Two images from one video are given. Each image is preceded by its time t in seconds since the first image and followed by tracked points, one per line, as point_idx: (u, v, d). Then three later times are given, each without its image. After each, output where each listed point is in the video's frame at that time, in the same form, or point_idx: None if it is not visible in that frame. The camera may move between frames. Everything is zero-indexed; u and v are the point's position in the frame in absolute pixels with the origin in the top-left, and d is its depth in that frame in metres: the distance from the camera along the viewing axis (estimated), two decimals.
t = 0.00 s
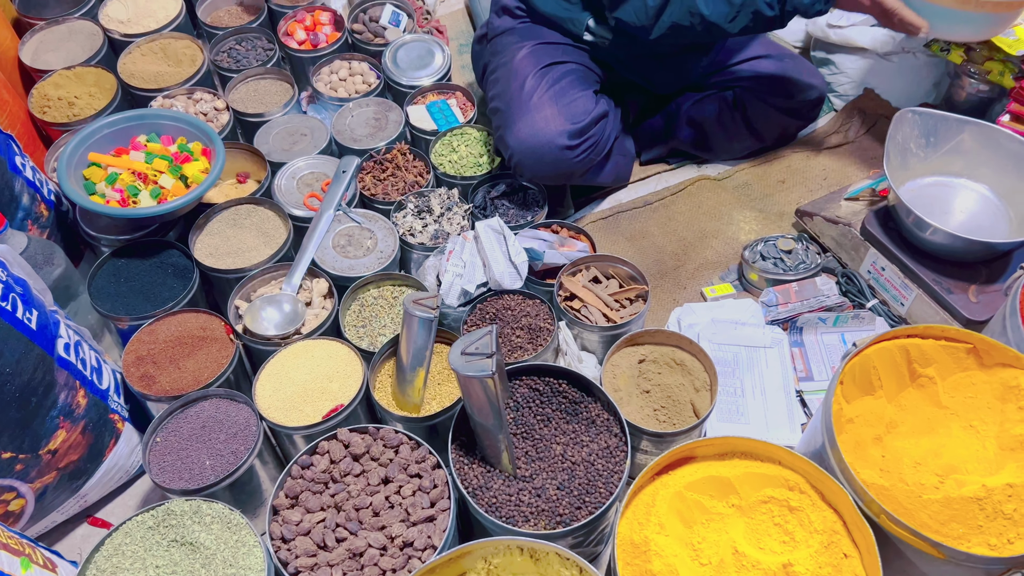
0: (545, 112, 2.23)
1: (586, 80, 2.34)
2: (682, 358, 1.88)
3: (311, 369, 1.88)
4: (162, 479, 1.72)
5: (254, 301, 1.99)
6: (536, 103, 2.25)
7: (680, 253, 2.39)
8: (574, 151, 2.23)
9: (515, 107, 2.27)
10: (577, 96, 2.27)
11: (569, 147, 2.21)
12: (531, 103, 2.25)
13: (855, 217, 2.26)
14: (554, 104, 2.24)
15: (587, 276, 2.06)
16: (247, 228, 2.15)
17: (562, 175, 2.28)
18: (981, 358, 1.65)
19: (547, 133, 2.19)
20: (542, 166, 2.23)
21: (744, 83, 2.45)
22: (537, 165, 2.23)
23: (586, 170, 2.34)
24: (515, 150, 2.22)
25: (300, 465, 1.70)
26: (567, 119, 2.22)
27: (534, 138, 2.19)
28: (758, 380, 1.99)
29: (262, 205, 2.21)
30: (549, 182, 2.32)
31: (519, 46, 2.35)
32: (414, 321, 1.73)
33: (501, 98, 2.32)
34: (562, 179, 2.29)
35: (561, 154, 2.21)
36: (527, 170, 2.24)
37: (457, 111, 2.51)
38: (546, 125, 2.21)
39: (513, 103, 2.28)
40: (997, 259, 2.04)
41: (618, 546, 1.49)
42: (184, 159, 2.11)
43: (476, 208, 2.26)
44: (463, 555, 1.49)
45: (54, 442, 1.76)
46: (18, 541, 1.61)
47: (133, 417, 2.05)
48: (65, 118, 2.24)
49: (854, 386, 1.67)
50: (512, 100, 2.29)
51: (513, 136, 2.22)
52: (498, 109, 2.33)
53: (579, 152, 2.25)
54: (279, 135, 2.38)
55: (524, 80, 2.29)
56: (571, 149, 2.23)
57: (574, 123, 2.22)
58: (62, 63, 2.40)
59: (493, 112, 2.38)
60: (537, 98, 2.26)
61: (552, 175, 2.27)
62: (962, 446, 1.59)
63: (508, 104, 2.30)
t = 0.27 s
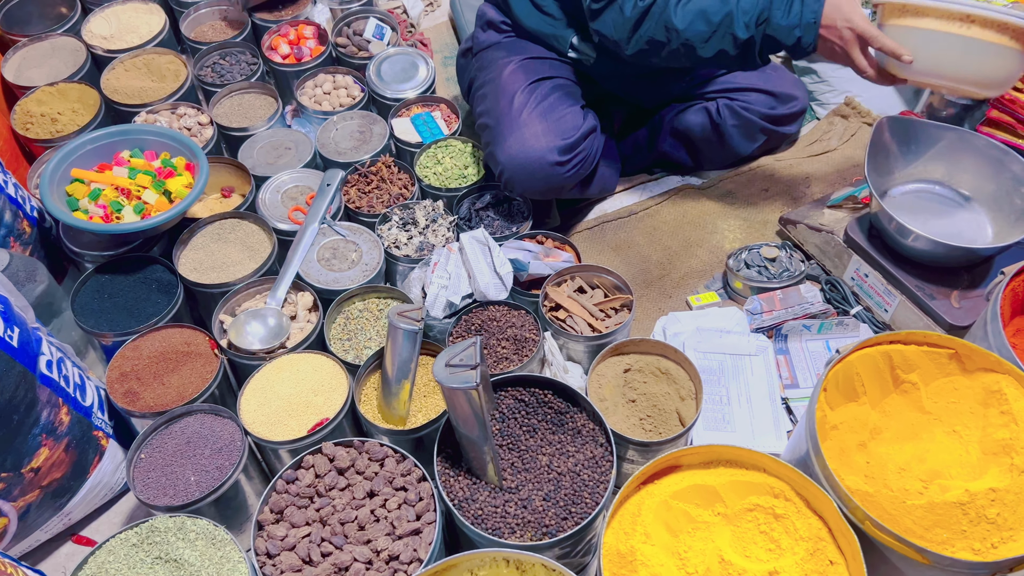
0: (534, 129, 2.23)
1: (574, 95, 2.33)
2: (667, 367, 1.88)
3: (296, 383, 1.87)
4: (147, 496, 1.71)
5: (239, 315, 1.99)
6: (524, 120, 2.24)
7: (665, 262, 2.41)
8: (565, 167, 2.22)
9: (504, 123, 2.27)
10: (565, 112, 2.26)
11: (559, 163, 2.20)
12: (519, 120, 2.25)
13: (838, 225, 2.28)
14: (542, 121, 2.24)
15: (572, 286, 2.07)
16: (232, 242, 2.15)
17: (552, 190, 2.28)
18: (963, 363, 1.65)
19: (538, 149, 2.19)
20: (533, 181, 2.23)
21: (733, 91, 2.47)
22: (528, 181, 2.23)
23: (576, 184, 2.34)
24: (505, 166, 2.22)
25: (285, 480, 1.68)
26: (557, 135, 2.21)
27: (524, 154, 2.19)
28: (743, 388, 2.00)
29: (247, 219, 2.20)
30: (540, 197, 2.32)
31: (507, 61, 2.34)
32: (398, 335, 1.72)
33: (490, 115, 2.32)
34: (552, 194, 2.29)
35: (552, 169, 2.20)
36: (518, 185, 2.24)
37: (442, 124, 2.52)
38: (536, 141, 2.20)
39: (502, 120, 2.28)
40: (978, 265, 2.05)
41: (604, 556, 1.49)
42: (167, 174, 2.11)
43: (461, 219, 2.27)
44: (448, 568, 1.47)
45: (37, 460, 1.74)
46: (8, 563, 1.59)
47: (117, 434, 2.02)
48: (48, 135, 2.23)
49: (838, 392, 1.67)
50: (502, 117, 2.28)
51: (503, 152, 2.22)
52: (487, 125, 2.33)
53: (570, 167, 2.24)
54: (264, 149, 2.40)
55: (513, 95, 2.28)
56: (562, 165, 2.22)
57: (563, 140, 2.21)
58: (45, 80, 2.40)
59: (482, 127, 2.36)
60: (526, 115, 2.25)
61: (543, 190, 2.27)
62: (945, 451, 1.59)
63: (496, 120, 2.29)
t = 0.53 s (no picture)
0: (519, 141, 2.21)
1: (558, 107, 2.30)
2: (648, 376, 1.88)
3: (275, 396, 1.86)
4: (124, 511, 1.69)
5: (218, 328, 1.97)
6: (508, 133, 2.22)
7: (648, 271, 2.42)
8: (548, 181, 2.21)
9: (488, 136, 2.24)
10: (549, 126, 2.24)
11: (542, 177, 2.19)
12: (502, 132, 2.23)
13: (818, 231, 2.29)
14: (526, 134, 2.22)
15: (553, 296, 2.06)
16: (212, 254, 2.14)
17: (534, 202, 2.27)
18: (942, 369, 1.66)
19: (521, 163, 2.17)
20: (515, 194, 2.22)
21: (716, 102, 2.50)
22: (510, 194, 2.22)
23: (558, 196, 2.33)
24: (488, 179, 2.21)
25: (263, 494, 1.67)
26: (541, 149, 2.19)
27: (508, 168, 2.18)
28: (725, 395, 1.99)
29: (226, 231, 2.20)
30: (522, 210, 2.31)
31: (492, 72, 2.31)
32: (377, 345, 1.72)
33: (474, 125, 2.30)
34: (535, 206, 2.29)
35: (535, 183, 2.20)
36: (500, 198, 2.24)
37: (423, 133, 2.54)
38: (520, 155, 2.18)
39: (486, 132, 2.25)
40: (958, 270, 2.05)
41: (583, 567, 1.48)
42: (146, 187, 2.09)
43: (443, 229, 2.27)
44: None
45: (11, 476, 1.69)
46: None
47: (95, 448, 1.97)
48: (27, 148, 2.23)
49: (817, 400, 1.67)
50: (485, 130, 2.25)
51: (486, 165, 2.21)
52: (470, 135, 2.31)
53: (553, 181, 2.23)
54: (245, 160, 2.39)
55: (498, 108, 2.25)
56: (545, 179, 2.21)
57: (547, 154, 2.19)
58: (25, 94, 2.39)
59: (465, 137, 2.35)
60: (509, 129, 2.23)
61: (525, 203, 2.26)
62: (925, 457, 1.58)
63: (480, 131, 2.27)
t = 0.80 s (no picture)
0: (498, 159, 2.22)
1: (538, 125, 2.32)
2: (622, 391, 1.88)
3: (249, 414, 1.86)
4: (96, 532, 1.68)
5: (193, 346, 1.97)
6: (488, 151, 2.23)
7: (627, 285, 2.43)
8: (527, 201, 2.23)
9: (468, 153, 2.25)
10: (529, 145, 2.25)
11: (521, 197, 2.20)
12: (482, 150, 2.24)
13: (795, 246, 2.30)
14: (506, 152, 2.23)
15: (529, 311, 2.06)
16: (189, 272, 2.14)
17: (513, 221, 2.28)
18: (913, 383, 1.66)
19: (501, 182, 2.18)
20: (494, 213, 2.23)
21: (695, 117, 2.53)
22: (489, 213, 2.23)
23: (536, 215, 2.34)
24: (468, 198, 2.22)
25: (234, 513, 1.66)
26: (521, 168, 2.21)
27: (487, 187, 2.19)
28: (702, 410, 2.00)
29: (204, 248, 2.20)
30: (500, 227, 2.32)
31: (473, 91, 2.32)
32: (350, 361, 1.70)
33: (455, 141, 2.31)
34: (513, 225, 2.30)
35: (513, 202, 2.21)
36: (480, 216, 2.25)
37: (403, 150, 2.56)
38: (499, 174, 2.19)
39: (467, 150, 2.26)
40: (934, 283, 2.05)
41: None
42: (123, 205, 2.09)
43: (421, 245, 2.28)
44: None
45: None
46: None
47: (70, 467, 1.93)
48: (5, 166, 2.23)
49: (789, 414, 1.67)
50: (466, 147, 2.27)
51: (466, 183, 2.22)
52: (451, 152, 2.32)
53: (531, 201, 2.24)
54: (224, 177, 2.40)
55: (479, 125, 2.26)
56: (524, 199, 2.22)
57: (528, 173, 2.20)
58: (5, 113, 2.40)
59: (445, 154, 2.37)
60: (489, 148, 2.24)
61: (503, 222, 2.27)
62: (895, 470, 1.58)
63: (461, 149, 2.28)
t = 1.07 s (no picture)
0: (480, 187, 2.23)
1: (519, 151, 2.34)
2: (596, 415, 1.88)
3: (221, 437, 1.86)
4: (65, 557, 1.68)
5: (168, 369, 1.98)
6: (470, 179, 2.25)
7: (606, 307, 2.44)
8: (509, 227, 2.24)
9: (450, 182, 2.27)
10: (510, 170, 2.27)
11: (503, 224, 2.21)
12: (465, 177, 2.26)
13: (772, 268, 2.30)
14: (489, 181, 2.25)
15: (505, 334, 2.07)
16: (168, 294, 2.16)
17: (494, 247, 2.28)
18: (883, 408, 1.66)
19: (482, 209, 2.19)
20: (475, 240, 2.24)
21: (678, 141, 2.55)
22: (470, 239, 2.24)
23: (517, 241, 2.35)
24: (449, 224, 2.22)
25: (201, 538, 1.66)
26: (502, 195, 2.22)
27: (468, 213, 2.19)
28: (677, 432, 1.99)
29: (183, 271, 2.22)
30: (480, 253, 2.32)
31: (454, 119, 2.36)
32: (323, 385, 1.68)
33: (435, 167, 2.33)
34: (494, 251, 2.31)
35: (495, 229, 2.21)
36: (461, 243, 2.25)
37: (385, 172, 2.58)
38: (481, 201, 2.20)
39: (448, 177, 2.28)
40: (910, 305, 2.05)
41: None
42: (101, 229, 2.11)
43: (399, 266, 2.29)
44: None
45: None
46: None
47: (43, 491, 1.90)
48: None
49: (759, 438, 1.67)
50: (448, 174, 2.29)
51: (447, 210, 2.22)
52: (431, 177, 2.34)
53: (513, 228, 2.25)
54: (205, 201, 2.43)
55: (461, 153, 2.29)
56: (506, 226, 2.23)
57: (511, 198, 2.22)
58: None
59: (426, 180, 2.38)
60: (472, 174, 2.26)
61: (485, 248, 2.28)
62: (866, 497, 1.59)
63: (442, 175, 2.29)
